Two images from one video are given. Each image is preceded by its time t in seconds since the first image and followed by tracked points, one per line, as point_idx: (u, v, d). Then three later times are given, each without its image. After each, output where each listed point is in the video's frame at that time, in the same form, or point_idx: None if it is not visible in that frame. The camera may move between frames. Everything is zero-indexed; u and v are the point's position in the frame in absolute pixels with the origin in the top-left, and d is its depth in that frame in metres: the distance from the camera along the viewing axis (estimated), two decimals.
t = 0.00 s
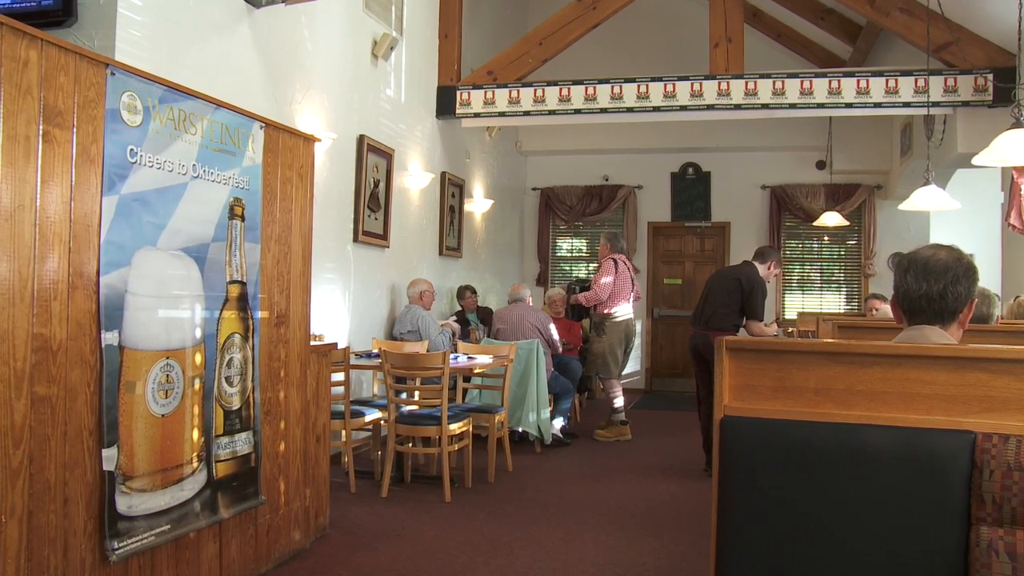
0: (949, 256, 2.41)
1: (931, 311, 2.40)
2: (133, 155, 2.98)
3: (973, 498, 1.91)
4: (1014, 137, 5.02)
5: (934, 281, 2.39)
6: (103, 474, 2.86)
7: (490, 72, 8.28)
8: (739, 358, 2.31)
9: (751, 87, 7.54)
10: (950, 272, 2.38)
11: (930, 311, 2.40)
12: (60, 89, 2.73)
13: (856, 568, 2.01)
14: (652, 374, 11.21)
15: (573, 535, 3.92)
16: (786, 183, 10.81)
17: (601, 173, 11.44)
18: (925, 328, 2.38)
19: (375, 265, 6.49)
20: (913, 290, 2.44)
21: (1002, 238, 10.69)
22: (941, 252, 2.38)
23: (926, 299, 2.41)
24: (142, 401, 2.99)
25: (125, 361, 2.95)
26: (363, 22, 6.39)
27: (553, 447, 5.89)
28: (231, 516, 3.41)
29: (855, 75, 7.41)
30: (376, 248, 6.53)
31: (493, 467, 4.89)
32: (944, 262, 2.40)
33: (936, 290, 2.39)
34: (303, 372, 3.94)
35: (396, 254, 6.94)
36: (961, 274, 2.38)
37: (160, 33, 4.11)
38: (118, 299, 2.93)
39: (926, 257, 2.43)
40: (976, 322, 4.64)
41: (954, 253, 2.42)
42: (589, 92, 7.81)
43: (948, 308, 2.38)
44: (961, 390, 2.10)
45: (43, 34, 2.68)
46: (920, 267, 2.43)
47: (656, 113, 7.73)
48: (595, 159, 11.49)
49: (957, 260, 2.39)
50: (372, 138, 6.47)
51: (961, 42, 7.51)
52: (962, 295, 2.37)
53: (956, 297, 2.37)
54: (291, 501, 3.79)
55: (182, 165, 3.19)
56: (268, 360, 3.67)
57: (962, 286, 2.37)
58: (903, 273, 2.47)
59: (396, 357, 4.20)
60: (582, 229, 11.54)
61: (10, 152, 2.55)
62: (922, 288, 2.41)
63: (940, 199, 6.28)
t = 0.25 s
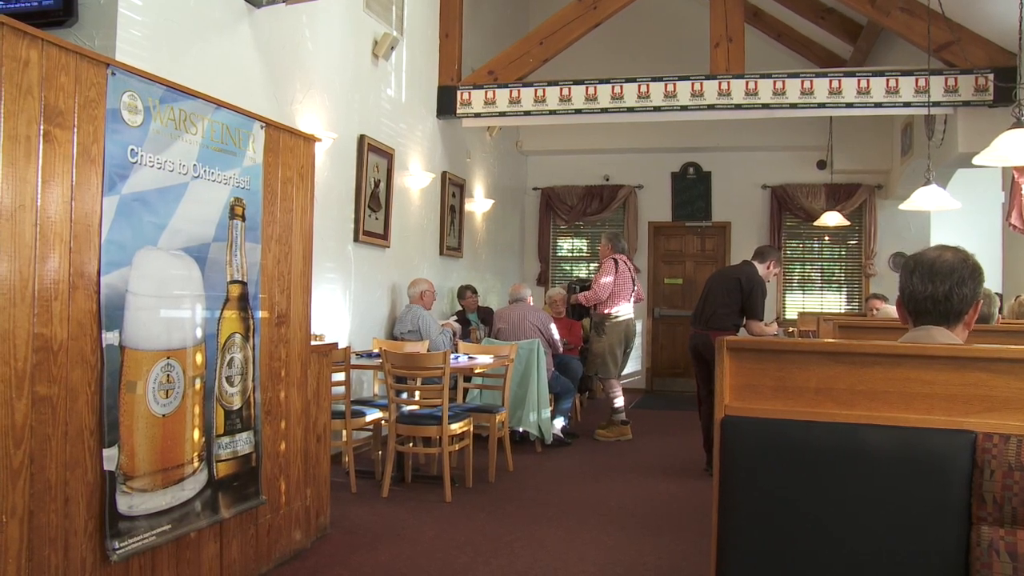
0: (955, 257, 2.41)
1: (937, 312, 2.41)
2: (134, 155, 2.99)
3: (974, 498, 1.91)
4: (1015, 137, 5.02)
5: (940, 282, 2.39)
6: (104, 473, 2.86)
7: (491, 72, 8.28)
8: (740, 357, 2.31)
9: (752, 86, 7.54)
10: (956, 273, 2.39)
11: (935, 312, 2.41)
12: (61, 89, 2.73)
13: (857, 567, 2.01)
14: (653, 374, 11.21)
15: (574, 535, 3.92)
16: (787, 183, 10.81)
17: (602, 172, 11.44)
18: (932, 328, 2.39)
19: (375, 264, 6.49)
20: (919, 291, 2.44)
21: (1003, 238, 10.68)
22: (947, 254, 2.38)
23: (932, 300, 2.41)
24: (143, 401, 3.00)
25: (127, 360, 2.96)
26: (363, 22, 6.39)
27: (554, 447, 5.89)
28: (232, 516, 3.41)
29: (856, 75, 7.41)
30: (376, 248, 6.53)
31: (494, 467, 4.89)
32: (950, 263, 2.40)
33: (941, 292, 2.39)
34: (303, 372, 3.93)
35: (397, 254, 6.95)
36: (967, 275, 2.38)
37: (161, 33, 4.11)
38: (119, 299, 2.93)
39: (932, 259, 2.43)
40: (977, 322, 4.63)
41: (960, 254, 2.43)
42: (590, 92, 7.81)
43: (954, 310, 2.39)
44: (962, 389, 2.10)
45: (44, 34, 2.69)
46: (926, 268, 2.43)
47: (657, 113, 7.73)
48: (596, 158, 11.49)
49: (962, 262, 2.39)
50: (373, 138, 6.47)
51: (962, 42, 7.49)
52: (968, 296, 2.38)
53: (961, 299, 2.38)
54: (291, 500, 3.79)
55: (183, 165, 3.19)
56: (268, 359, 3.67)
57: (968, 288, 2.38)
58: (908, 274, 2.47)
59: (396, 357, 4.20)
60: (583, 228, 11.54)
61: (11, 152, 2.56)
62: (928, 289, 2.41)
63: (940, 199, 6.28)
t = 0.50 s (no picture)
0: (959, 260, 2.41)
1: (942, 314, 2.41)
2: (135, 155, 2.99)
3: (975, 498, 1.91)
4: (1015, 136, 5.02)
5: (945, 284, 2.40)
6: (105, 473, 2.86)
7: (492, 72, 8.28)
8: (742, 358, 2.31)
9: (753, 86, 7.53)
10: (961, 276, 2.39)
11: (940, 314, 2.41)
12: (61, 89, 2.73)
13: (858, 567, 2.01)
14: (653, 374, 11.20)
15: (574, 535, 3.92)
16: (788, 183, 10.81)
17: (602, 172, 11.44)
18: (937, 328, 2.39)
19: (376, 264, 6.48)
20: (924, 294, 2.44)
21: (1004, 237, 10.68)
22: (953, 256, 2.38)
23: (936, 302, 2.41)
24: (143, 401, 3.00)
25: (128, 360, 2.96)
26: (364, 22, 6.39)
27: (555, 447, 5.89)
28: (233, 516, 3.41)
29: (857, 75, 7.42)
30: (377, 248, 6.53)
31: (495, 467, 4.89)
32: (954, 266, 2.40)
33: (946, 294, 2.39)
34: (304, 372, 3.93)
35: (397, 254, 6.94)
36: (971, 278, 2.39)
37: (162, 33, 4.11)
38: (120, 299, 2.93)
39: (937, 261, 2.43)
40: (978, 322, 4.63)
41: (964, 256, 2.43)
42: (591, 92, 7.81)
43: (959, 312, 2.39)
44: (963, 389, 2.10)
45: (45, 34, 2.68)
46: (931, 271, 2.43)
47: (657, 113, 7.72)
48: (596, 158, 11.48)
49: (967, 264, 2.40)
50: (374, 138, 6.48)
51: (963, 41, 7.49)
52: (972, 298, 2.38)
53: (966, 301, 2.38)
54: (292, 500, 3.78)
55: (183, 165, 3.19)
56: (269, 359, 3.66)
57: (972, 291, 2.39)
58: (913, 276, 2.47)
59: (397, 357, 4.19)
60: (583, 228, 11.53)
61: (12, 152, 2.56)
62: (933, 292, 2.41)
63: (941, 199, 6.28)
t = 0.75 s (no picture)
0: (953, 260, 2.43)
1: (936, 315, 2.43)
2: (135, 155, 2.99)
3: (976, 498, 1.91)
4: (1015, 136, 5.02)
5: (937, 286, 2.43)
6: (105, 473, 2.86)
7: (493, 72, 8.28)
8: (742, 358, 2.31)
9: (753, 87, 7.53)
10: (954, 276, 2.41)
11: (936, 315, 2.43)
12: (62, 89, 2.73)
13: (858, 567, 2.01)
14: (653, 374, 11.21)
15: (575, 535, 3.92)
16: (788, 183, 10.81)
17: (603, 172, 11.44)
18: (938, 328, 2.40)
19: (376, 263, 6.48)
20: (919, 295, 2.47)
21: (1005, 237, 10.67)
22: (944, 257, 2.41)
23: (930, 303, 2.44)
24: (144, 401, 3.00)
25: (128, 360, 2.96)
26: (365, 22, 6.40)
27: (556, 447, 5.89)
28: (233, 516, 3.41)
29: (857, 74, 7.41)
30: (378, 247, 6.54)
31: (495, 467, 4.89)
32: (948, 266, 2.43)
33: (939, 295, 2.42)
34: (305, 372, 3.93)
35: (398, 254, 6.94)
36: (965, 278, 2.40)
37: (163, 33, 4.11)
38: (120, 299, 2.93)
39: (931, 262, 2.46)
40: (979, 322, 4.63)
41: (959, 256, 2.44)
42: (591, 92, 7.81)
43: (952, 312, 2.41)
44: (964, 389, 2.10)
45: (45, 34, 2.68)
46: (925, 272, 2.47)
47: (658, 113, 7.72)
48: (597, 159, 11.48)
49: (960, 264, 2.41)
50: (374, 138, 6.48)
51: (963, 41, 7.49)
52: (966, 298, 2.40)
53: (960, 301, 2.40)
54: (293, 500, 3.78)
55: (184, 165, 3.19)
56: (269, 359, 3.66)
57: (966, 291, 2.40)
58: (909, 278, 2.51)
59: (397, 357, 4.19)
60: (584, 228, 11.53)
61: (13, 152, 2.56)
62: (926, 293, 2.44)
63: (941, 198, 6.27)
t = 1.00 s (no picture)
0: (947, 261, 2.58)
1: (933, 314, 2.58)
2: (134, 154, 2.97)
3: (980, 499, 1.89)
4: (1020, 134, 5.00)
5: (931, 286, 2.58)
6: (103, 474, 2.85)
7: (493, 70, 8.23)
8: (744, 357, 2.30)
9: (754, 85, 7.51)
10: (947, 276, 2.56)
11: (932, 315, 2.58)
12: (60, 87, 2.72)
13: (861, 568, 1.99)
14: (654, 374, 11.19)
15: (576, 536, 3.90)
16: (791, 182, 10.78)
17: (603, 172, 11.42)
18: (939, 328, 2.53)
19: (376, 263, 6.46)
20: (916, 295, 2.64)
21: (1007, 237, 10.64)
22: (936, 258, 2.56)
23: (926, 302, 2.59)
24: (142, 401, 2.98)
25: (126, 360, 2.94)
26: (365, 20, 6.38)
27: (557, 448, 5.87)
28: (232, 517, 3.38)
29: (859, 72, 7.38)
30: (378, 247, 6.52)
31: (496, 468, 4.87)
32: (941, 267, 2.58)
33: (933, 294, 2.57)
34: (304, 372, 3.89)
35: (398, 253, 6.92)
36: (957, 278, 2.55)
37: (162, 31, 4.10)
38: (119, 298, 2.92)
39: (926, 264, 2.62)
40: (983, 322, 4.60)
41: (955, 257, 2.59)
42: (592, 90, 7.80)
43: (947, 311, 2.55)
44: (967, 389, 2.08)
45: (43, 32, 2.67)
46: (921, 273, 2.63)
47: (660, 112, 7.70)
48: (598, 158, 11.46)
49: (952, 265, 2.56)
50: (374, 137, 6.46)
51: (967, 39, 7.48)
52: (959, 298, 2.54)
53: (953, 300, 2.54)
54: (291, 501, 3.76)
55: (183, 164, 3.17)
56: (268, 359, 3.63)
57: (959, 291, 2.54)
58: (908, 280, 2.68)
59: (397, 357, 4.17)
60: (585, 227, 11.51)
61: (10, 150, 2.54)
62: (921, 293, 2.61)
63: (946, 197, 6.25)
